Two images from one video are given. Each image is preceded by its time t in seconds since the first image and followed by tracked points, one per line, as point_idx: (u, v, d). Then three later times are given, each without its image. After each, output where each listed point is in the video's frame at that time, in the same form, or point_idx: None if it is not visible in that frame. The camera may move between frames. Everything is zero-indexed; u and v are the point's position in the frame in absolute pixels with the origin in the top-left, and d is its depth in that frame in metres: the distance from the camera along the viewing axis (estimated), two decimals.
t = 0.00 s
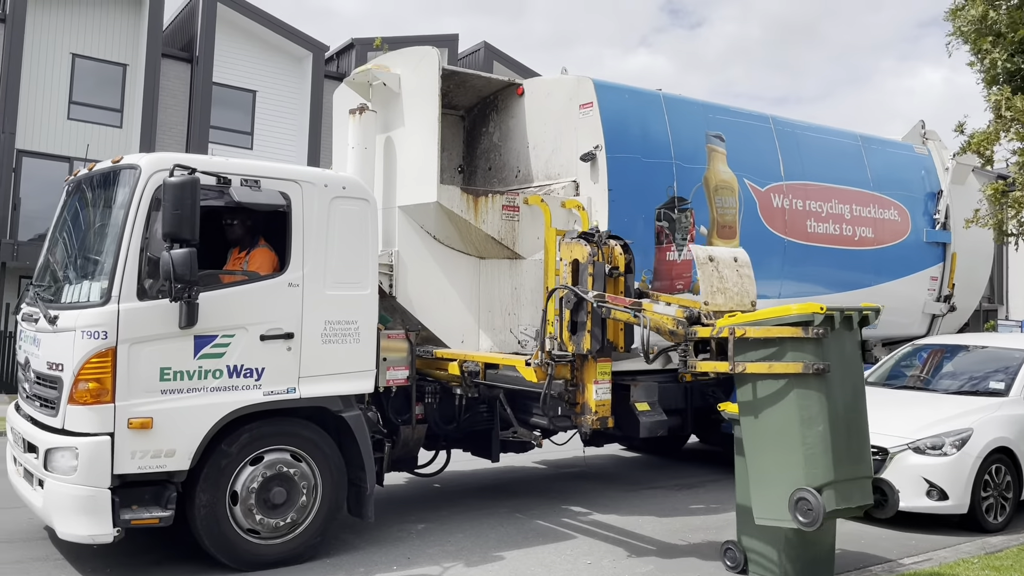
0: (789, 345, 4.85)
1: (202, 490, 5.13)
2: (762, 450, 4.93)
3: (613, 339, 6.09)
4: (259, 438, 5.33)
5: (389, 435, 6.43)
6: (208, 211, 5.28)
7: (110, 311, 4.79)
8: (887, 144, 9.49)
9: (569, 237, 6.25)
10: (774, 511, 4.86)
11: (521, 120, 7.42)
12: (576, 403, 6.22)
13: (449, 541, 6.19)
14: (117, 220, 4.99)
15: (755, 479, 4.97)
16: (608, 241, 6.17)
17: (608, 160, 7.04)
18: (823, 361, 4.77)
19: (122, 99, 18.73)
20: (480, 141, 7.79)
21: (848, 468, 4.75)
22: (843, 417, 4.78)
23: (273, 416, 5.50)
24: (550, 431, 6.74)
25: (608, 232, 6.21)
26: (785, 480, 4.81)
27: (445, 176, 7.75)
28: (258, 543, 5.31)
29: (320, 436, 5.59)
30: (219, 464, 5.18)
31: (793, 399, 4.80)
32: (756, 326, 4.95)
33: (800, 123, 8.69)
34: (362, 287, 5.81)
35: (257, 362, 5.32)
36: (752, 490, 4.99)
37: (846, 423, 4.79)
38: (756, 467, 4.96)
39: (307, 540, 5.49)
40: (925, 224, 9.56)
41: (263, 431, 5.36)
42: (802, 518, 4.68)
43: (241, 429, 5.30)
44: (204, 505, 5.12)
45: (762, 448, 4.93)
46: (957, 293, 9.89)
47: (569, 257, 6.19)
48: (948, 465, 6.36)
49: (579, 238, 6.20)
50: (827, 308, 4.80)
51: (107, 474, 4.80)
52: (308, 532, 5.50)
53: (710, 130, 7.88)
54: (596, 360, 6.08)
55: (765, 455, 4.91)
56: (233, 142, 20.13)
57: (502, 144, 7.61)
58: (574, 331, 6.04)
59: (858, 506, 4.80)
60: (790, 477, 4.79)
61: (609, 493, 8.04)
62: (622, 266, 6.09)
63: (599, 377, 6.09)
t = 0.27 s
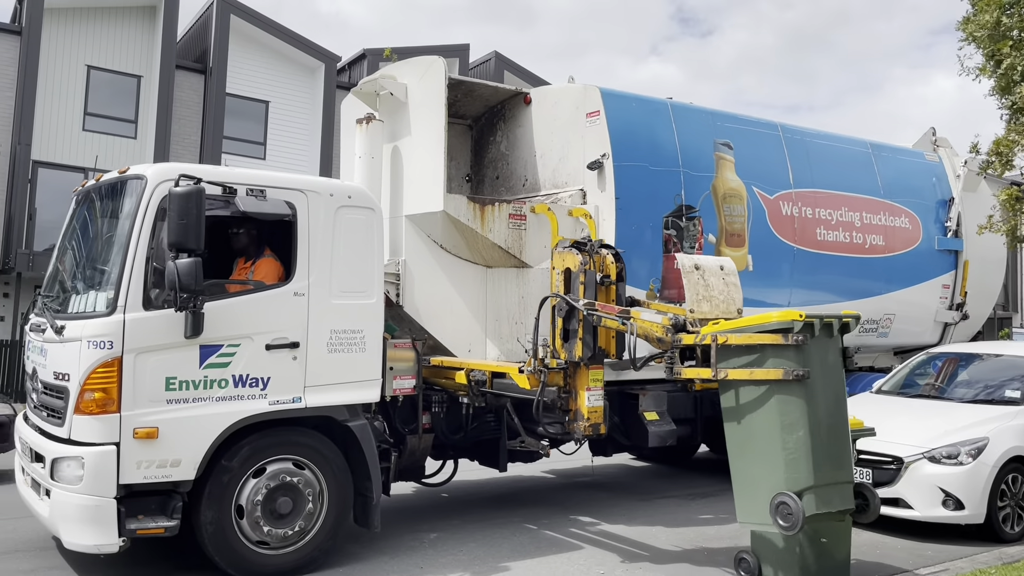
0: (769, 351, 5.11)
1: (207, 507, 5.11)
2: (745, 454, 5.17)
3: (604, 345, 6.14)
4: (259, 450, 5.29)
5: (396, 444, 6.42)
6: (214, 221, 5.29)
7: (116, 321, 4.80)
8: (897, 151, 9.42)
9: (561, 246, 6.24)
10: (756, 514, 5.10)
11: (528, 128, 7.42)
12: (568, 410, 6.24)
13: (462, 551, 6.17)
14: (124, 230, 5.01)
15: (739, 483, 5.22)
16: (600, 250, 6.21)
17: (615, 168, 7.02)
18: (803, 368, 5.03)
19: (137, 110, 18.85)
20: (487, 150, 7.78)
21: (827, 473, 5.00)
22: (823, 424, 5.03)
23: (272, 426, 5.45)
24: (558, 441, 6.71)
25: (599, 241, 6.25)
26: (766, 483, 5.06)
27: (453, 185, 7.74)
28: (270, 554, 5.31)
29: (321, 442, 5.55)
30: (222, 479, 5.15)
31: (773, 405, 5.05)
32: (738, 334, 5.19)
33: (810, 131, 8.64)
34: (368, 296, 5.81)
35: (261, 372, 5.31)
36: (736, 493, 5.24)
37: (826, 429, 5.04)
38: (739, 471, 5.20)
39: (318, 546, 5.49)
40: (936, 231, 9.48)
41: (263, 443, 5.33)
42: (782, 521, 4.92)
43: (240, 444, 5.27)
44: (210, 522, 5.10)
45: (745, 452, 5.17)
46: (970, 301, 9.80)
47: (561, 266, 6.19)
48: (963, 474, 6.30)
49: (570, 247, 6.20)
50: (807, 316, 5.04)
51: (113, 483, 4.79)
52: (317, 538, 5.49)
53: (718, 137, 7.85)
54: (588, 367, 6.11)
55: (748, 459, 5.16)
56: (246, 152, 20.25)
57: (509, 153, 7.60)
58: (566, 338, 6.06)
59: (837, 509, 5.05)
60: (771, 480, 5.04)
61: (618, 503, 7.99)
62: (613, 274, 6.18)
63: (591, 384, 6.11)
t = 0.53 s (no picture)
0: (754, 355, 5.07)
1: (213, 522, 5.08)
2: (731, 457, 5.14)
3: (597, 351, 6.15)
4: (261, 461, 5.26)
5: (403, 452, 6.41)
6: (221, 229, 5.30)
7: (123, 329, 4.81)
8: (909, 157, 9.35)
9: (555, 253, 6.29)
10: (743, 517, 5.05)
11: (536, 135, 7.41)
12: (563, 415, 6.31)
13: (475, 559, 6.14)
14: (131, 238, 5.02)
15: (727, 486, 5.18)
16: (593, 257, 6.22)
17: (623, 174, 6.99)
18: (788, 372, 4.94)
19: (152, 119, 18.97)
20: (496, 157, 7.77)
21: (812, 475, 4.89)
22: (808, 426, 4.93)
23: (272, 435, 5.42)
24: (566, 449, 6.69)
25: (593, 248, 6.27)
26: (752, 486, 5.01)
27: (461, 193, 7.73)
28: (281, 562, 5.31)
29: (324, 448, 5.53)
30: (225, 493, 5.13)
31: (758, 408, 5.01)
32: (724, 338, 5.18)
33: (820, 136, 8.59)
34: (374, 303, 5.81)
35: (268, 379, 5.31)
36: (725, 496, 5.20)
37: (812, 432, 4.92)
38: (728, 474, 5.16)
39: (329, 549, 5.49)
40: (949, 238, 9.38)
41: (265, 453, 5.30)
42: (767, 524, 4.86)
43: (241, 456, 5.24)
44: (217, 536, 5.08)
45: (732, 455, 5.14)
46: (984, 308, 9.69)
47: (555, 272, 6.22)
48: (981, 483, 6.21)
49: (564, 254, 6.25)
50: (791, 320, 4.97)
51: (120, 491, 4.79)
52: (328, 542, 5.49)
53: (728, 144, 7.82)
54: (582, 373, 6.15)
55: (735, 462, 5.12)
56: (260, 160, 20.35)
57: (517, 160, 7.59)
58: (560, 344, 6.12)
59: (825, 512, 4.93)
60: (756, 483, 4.99)
61: (628, 512, 7.94)
62: (607, 281, 6.13)
63: (585, 390, 6.18)
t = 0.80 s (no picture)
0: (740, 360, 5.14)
1: (221, 535, 5.06)
2: (719, 461, 5.18)
3: (592, 356, 6.35)
4: (265, 471, 5.24)
5: (411, 459, 6.36)
6: (230, 235, 5.31)
7: (131, 335, 4.82)
8: (922, 162, 9.26)
9: (551, 260, 6.42)
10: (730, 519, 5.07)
11: (546, 142, 7.39)
12: (559, 420, 6.43)
13: (490, 566, 6.10)
14: (140, 244, 5.04)
15: (714, 490, 5.21)
16: (588, 264, 6.40)
17: (633, 180, 6.96)
18: (773, 376, 5.02)
19: (167, 127, 19.12)
20: (505, 163, 7.76)
21: (798, 477, 4.93)
22: (793, 430, 4.98)
23: (272, 443, 5.39)
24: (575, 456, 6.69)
25: (589, 256, 6.45)
26: (738, 489, 5.05)
27: (471, 199, 7.72)
28: (293, 569, 5.30)
29: (327, 452, 5.51)
30: (230, 506, 5.10)
31: (744, 412, 5.06)
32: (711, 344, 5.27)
33: (832, 142, 8.53)
34: (382, 309, 5.81)
35: (276, 385, 5.31)
36: (713, 500, 5.24)
37: (797, 435, 4.99)
38: (715, 477, 5.20)
39: (340, 551, 5.50)
40: (964, 244, 9.28)
41: (266, 463, 5.26)
42: (752, 526, 4.88)
43: (243, 468, 5.20)
44: (227, 548, 5.06)
45: (719, 459, 5.18)
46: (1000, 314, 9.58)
47: (550, 279, 6.35)
48: (1000, 491, 6.13)
49: (560, 261, 6.37)
50: (775, 326, 5.04)
51: (128, 497, 4.80)
52: (339, 545, 5.49)
53: (739, 149, 7.78)
54: (577, 378, 6.30)
55: (722, 465, 5.16)
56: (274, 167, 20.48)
57: (527, 166, 7.57)
58: (555, 349, 6.28)
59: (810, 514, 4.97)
60: (741, 486, 5.03)
61: (639, 519, 7.88)
62: (601, 287, 6.33)
63: (580, 395, 6.31)
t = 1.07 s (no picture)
0: (728, 366, 5.28)
1: (231, 546, 5.06)
2: (709, 464, 5.32)
3: (589, 362, 6.33)
4: (271, 480, 5.23)
5: (422, 465, 6.37)
6: (241, 242, 5.33)
7: (142, 341, 4.84)
8: (936, 167, 9.18)
9: (548, 267, 6.37)
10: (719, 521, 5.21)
11: (556, 148, 7.38)
12: (556, 425, 6.42)
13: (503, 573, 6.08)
14: (151, 251, 5.06)
15: (705, 492, 5.34)
16: (586, 270, 6.36)
17: (643, 185, 6.93)
18: (761, 381, 5.18)
19: (183, 134, 19.28)
20: (516, 169, 7.75)
21: (786, 481, 5.06)
22: (781, 434, 5.12)
23: (277, 450, 5.38)
24: (587, 464, 6.66)
25: (586, 262, 6.41)
26: (727, 492, 5.18)
27: (481, 205, 7.72)
28: (306, 575, 5.30)
29: (333, 457, 5.51)
30: (239, 517, 5.10)
31: (732, 417, 5.21)
32: (700, 349, 5.38)
33: (844, 146, 8.47)
34: (392, 315, 5.81)
35: (286, 392, 5.31)
36: (704, 502, 5.36)
37: (784, 439, 5.13)
38: (705, 480, 5.33)
39: (352, 555, 5.50)
40: (979, 249, 9.19)
41: (272, 472, 5.25)
42: (740, 528, 5.01)
43: (249, 478, 5.19)
44: (238, 559, 5.07)
45: (709, 462, 5.32)
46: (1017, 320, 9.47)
47: (547, 286, 6.31)
48: (1018, 500, 6.02)
49: (557, 267, 6.33)
50: (762, 332, 5.20)
51: (138, 503, 4.80)
52: (350, 548, 5.49)
53: (750, 154, 7.73)
54: (574, 383, 6.28)
55: (712, 469, 5.30)
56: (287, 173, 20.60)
57: (537, 172, 7.57)
58: (553, 355, 6.24)
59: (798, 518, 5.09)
60: (730, 488, 5.17)
61: (651, 526, 7.84)
62: (598, 293, 6.30)
63: (578, 399, 6.30)
